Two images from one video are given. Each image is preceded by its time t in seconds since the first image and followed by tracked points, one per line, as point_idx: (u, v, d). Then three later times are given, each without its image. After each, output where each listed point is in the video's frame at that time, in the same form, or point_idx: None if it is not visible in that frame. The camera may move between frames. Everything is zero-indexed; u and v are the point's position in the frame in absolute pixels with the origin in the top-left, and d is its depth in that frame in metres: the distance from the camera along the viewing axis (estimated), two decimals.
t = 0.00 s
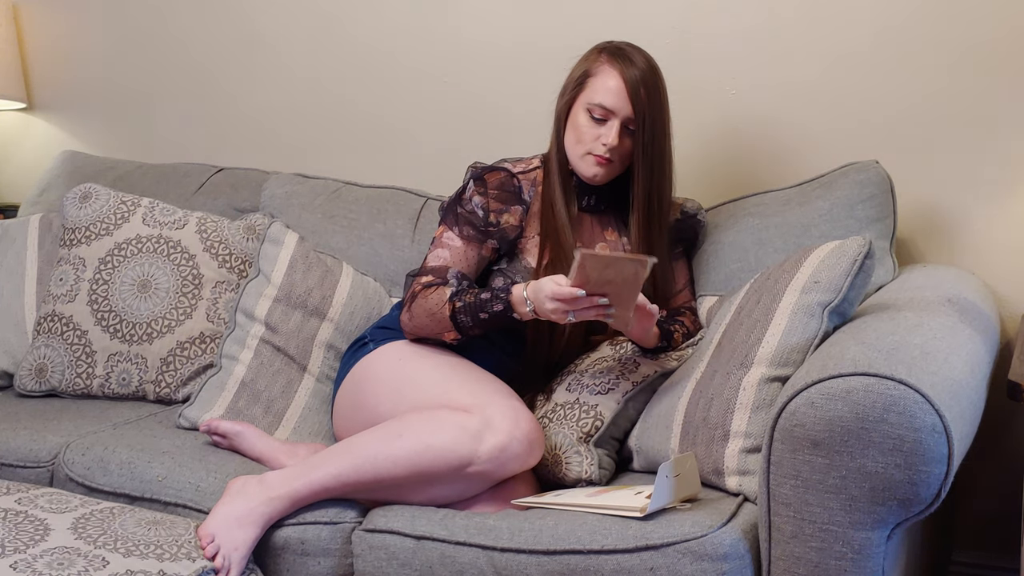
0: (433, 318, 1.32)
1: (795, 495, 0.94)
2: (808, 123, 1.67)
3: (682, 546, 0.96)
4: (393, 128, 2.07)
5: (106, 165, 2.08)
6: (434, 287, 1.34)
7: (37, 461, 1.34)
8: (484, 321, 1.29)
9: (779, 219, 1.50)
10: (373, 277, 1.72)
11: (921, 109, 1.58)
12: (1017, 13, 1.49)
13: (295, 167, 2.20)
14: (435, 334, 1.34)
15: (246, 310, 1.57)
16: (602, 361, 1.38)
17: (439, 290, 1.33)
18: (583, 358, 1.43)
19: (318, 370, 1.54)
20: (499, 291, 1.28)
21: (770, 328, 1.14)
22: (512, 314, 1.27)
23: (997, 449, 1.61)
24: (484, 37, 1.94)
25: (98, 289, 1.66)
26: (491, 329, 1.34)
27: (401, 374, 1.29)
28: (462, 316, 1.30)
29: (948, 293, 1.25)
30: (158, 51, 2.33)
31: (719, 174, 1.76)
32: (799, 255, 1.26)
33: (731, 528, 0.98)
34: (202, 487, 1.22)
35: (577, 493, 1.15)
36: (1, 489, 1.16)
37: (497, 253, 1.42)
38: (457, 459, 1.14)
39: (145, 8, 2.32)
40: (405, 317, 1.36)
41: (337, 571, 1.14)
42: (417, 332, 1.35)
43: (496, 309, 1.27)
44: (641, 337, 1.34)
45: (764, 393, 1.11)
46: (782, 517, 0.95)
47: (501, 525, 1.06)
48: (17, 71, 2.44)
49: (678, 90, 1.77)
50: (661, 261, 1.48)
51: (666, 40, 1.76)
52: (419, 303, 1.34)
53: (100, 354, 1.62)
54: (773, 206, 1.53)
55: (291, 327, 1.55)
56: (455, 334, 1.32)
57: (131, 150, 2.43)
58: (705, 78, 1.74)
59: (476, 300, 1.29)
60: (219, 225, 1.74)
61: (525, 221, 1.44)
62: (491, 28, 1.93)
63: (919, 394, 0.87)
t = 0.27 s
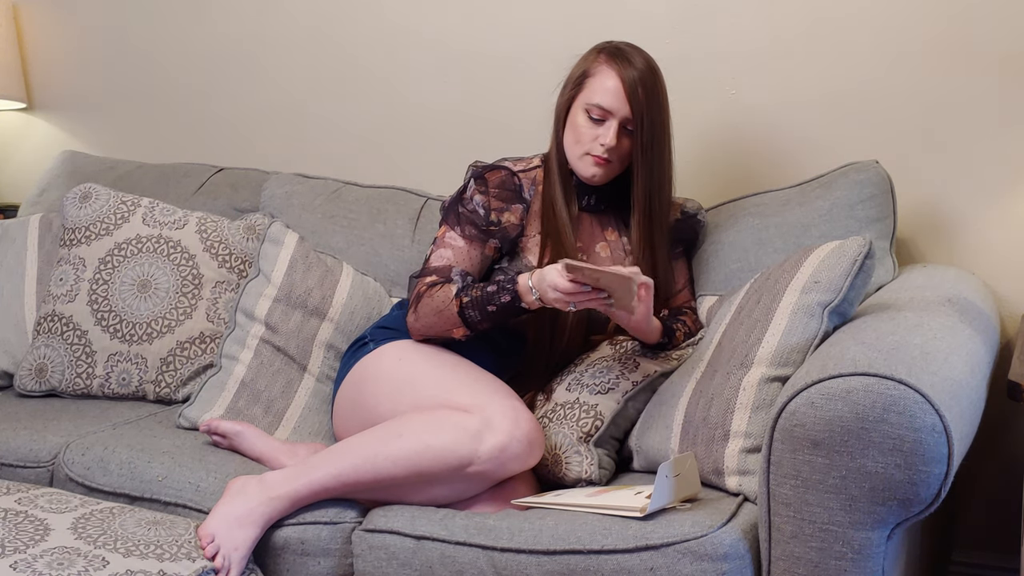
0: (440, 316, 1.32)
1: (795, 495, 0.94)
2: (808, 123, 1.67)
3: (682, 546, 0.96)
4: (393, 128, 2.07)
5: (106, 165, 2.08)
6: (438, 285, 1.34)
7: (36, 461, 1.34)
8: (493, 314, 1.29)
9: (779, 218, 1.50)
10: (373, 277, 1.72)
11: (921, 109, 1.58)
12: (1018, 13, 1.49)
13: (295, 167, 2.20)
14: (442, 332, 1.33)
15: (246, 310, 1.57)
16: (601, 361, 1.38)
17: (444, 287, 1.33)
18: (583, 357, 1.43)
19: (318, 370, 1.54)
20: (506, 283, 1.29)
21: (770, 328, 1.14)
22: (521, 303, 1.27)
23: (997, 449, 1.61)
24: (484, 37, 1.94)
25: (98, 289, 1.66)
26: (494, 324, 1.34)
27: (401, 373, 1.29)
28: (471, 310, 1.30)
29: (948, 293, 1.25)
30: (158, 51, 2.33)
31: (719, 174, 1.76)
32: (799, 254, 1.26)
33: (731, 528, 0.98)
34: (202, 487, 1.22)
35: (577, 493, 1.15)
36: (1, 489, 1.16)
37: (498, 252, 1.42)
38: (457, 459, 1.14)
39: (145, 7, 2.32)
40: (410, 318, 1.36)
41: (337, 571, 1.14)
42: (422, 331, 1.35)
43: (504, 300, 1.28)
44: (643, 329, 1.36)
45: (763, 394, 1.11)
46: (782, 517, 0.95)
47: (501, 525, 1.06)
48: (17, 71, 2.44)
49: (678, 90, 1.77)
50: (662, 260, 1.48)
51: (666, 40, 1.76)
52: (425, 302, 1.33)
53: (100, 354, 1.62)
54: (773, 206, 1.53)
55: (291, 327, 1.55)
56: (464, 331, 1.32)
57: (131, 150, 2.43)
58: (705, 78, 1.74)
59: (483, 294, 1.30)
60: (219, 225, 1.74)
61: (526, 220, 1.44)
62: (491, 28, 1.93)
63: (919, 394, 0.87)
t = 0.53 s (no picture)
0: (436, 309, 1.32)
1: (795, 495, 0.94)
2: (808, 123, 1.67)
3: (682, 546, 0.96)
4: (393, 128, 2.07)
5: (106, 165, 2.08)
6: (436, 280, 1.34)
7: (36, 461, 1.34)
8: (490, 309, 1.29)
9: (778, 218, 1.50)
10: (373, 277, 1.72)
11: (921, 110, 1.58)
12: (1018, 13, 1.49)
13: (295, 167, 2.20)
14: (438, 326, 1.33)
15: (246, 310, 1.57)
16: (602, 360, 1.38)
17: (442, 282, 1.33)
18: (583, 357, 1.43)
19: (318, 370, 1.54)
20: (505, 279, 1.29)
21: (770, 328, 1.14)
22: (518, 300, 1.28)
23: (997, 449, 1.61)
24: (484, 37, 1.94)
25: (98, 289, 1.66)
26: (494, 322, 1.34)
27: (401, 373, 1.29)
28: (468, 305, 1.30)
29: (948, 293, 1.25)
30: (158, 51, 2.33)
31: (718, 175, 1.76)
32: (799, 254, 1.26)
33: (731, 528, 0.98)
34: (202, 487, 1.22)
35: (577, 493, 1.14)
36: (1, 489, 1.16)
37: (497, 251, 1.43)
38: (457, 459, 1.14)
39: (145, 8, 2.32)
40: (405, 310, 1.36)
41: (337, 571, 1.14)
42: (417, 323, 1.35)
43: (502, 296, 1.28)
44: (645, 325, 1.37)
45: (763, 394, 1.11)
46: (782, 516, 0.95)
47: (501, 525, 1.06)
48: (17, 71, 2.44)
49: (678, 90, 1.77)
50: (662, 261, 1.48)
51: (666, 41, 1.76)
52: (421, 295, 1.33)
53: (100, 354, 1.62)
54: (773, 206, 1.53)
55: (291, 327, 1.55)
56: (459, 325, 1.32)
57: (131, 150, 2.43)
58: (705, 78, 1.74)
59: (481, 289, 1.30)
60: (219, 225, 1.74)
61: (525, 219, 1.44)
62: (491, 29, 1.93)
63: (919, 394, 0.87)
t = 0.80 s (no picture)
0: (433, 311, 1.32)
1: (795, 495, 0.94)
2: (808, 123, 1.67)
3: (682, 546, 0.96)
4: (393, 128, 2.07)
5: (106, 165, 2.08)
6: (435, 281, 1.34)
7: (36, 461, 1.34)
8: (486, 315, 1.29)
9: (778, 218, 1.50)
10: (373, 277, 1.72)
11: (921, 110, 1.58)
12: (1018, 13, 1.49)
13: (295, 167, 2.20)
14: (434, 329, 1.33)
15: (246, 310, 1.57)
16: (602, 360, 1.38)
17: (440, 283, 1.33)
18: (583, 357, 1.43)
19: (318, 370, 1.54)
20: (502, 287, 1.29)
21: (770, 328, 1.14)
22: (514, 309, 1.28)
23: (997, 448, 1.61)
24: (484, 37, 1.94)
25: (98, 289, 1.66)
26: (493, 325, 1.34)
27: (401, 373, 1.29)
28: (464, 310, 1.30)
29: (948, 293, 1.25)
30: (158, 51, 2.33)
31: (718, 174, 1.76)
32: (799, 254, 1.26)
33: (731, 528, 0.98)
34: (202, 487, 1.22)
35: (577, 493, 1.14)
36: (1, 489, 1.16)
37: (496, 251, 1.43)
38: (457, 459, 1.14)
39: (145, 8, 2.32)
40: (403, 308, 1.35)
41: (337, 571, 1.14)
42: (413, 324, 1.35)
43: (498, 304, 1.28)
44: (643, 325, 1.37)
45: (763, 393, 1.11)
46: (782, 516, 0.95)
47: (501, 525, 1.06)
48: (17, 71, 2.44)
49: (679, 90, 1.77)
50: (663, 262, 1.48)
51: (666, 41, 1.76)
52: (419, 294, 1.33)
53: (100, 354, 1.62)
54: (773, 206, 1.53)
55: (291, 327, 1.55)
56: (453, 329, 1.32)
57: (131, 150, 2.43)
58: (705, 78, 1.74)
59: (479, 295, 1.30)
60: (219, 225, 1.74)
61: (525, 219, 1.44)
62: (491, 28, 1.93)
63: (919, 394, 0.87)
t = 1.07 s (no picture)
0: (437, 318, 1.32)
1: (795, 495, 0.94)
2: (808, 123, 1.67)
3: (682, 546, 0.96)
4: (393, 128, 2.07)
5: (106, 165, 2.08)
6: (436, 288, 1.34)
7: (37, 461, 1.34)
8: (486, 318, 1.29)
9: (779, 218, 1.50)
10: (373, 277, 1.72)
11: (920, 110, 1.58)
12: (1018, 13, 1.49)
13: (295, 167, 2.20)
14: (440, 334, 1.34)
15: (246, 310, 1.57)
16: (602, 360, 1.38)
17: (441, 290, 1.33)
18: (582, 356, 1.43)
19: (318, 370, 1.54)
20: (498, 287, 1.28)
21: (770, 328, 1.14)
22: (511, 310, 1.26)
23: (997, 448, 1.61)
24: (485, 37, 1.94)
25: (98, 289, 1.66)
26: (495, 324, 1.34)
27: (401, 373, 1.29)
28: (465, 314, 1.30)
29: (948, 293, 1.25)
30: (158, 51, 2.33)
31: (718, 174, 1.76)
32: (799, 254, 1.26)
33: (732, 528, 0.98)
34: (203, 487, 1.22)
35: (577, 493, 1.14)
36: (1, 489, 1.16)
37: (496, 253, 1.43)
38: (457, 459, 1.14)
39: (145, 8, 2.32)
40: (410, 317, 1.36)
41: (337, 571, 1.14)
42: (424, 332, 1.35)
43: (496, 305, 1.27)
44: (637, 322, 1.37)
45: (764, 393, 1.11)
46: (782, 517, 0.95)
47: (501, 525, 1.06)
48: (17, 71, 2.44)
49: (679, 90, 1.77)
50: (660, 261, 1.49)
51: (666, 41, 1.76)
52: (423, 303, 1.33)
53: (100, 353, 1.62)
54: (772, 206, 1.53)
55: (291, 327, 1.55)
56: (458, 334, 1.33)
57: (131, 150, 2.43)
58: (704, 78, 1.74)
59: (477, 298, 1.29)
60: (219, 225, 1.74)
61: (523, 217, 1.44)
62: (491, 29, 1.93)
63: (919, 394, 0.87)
